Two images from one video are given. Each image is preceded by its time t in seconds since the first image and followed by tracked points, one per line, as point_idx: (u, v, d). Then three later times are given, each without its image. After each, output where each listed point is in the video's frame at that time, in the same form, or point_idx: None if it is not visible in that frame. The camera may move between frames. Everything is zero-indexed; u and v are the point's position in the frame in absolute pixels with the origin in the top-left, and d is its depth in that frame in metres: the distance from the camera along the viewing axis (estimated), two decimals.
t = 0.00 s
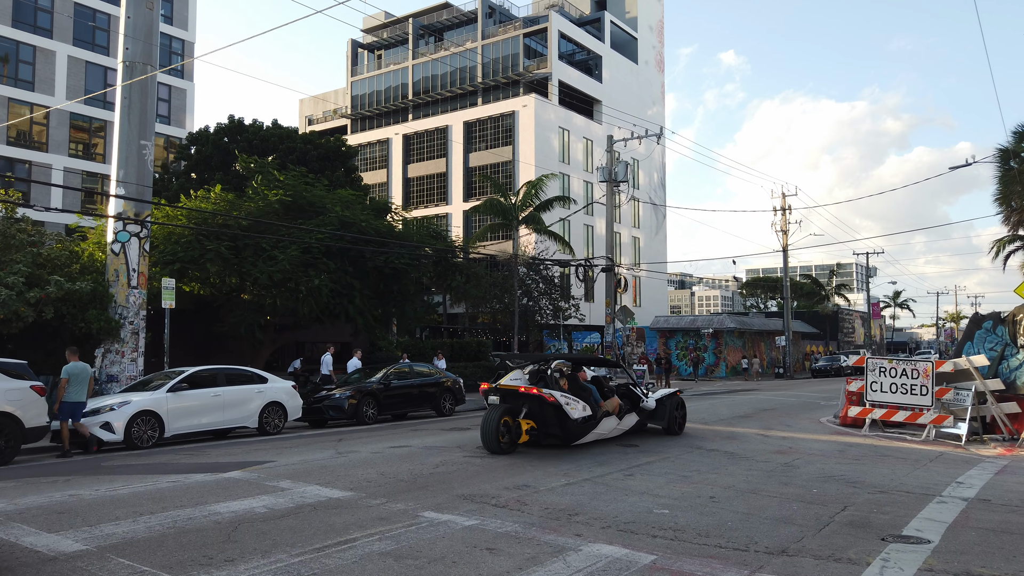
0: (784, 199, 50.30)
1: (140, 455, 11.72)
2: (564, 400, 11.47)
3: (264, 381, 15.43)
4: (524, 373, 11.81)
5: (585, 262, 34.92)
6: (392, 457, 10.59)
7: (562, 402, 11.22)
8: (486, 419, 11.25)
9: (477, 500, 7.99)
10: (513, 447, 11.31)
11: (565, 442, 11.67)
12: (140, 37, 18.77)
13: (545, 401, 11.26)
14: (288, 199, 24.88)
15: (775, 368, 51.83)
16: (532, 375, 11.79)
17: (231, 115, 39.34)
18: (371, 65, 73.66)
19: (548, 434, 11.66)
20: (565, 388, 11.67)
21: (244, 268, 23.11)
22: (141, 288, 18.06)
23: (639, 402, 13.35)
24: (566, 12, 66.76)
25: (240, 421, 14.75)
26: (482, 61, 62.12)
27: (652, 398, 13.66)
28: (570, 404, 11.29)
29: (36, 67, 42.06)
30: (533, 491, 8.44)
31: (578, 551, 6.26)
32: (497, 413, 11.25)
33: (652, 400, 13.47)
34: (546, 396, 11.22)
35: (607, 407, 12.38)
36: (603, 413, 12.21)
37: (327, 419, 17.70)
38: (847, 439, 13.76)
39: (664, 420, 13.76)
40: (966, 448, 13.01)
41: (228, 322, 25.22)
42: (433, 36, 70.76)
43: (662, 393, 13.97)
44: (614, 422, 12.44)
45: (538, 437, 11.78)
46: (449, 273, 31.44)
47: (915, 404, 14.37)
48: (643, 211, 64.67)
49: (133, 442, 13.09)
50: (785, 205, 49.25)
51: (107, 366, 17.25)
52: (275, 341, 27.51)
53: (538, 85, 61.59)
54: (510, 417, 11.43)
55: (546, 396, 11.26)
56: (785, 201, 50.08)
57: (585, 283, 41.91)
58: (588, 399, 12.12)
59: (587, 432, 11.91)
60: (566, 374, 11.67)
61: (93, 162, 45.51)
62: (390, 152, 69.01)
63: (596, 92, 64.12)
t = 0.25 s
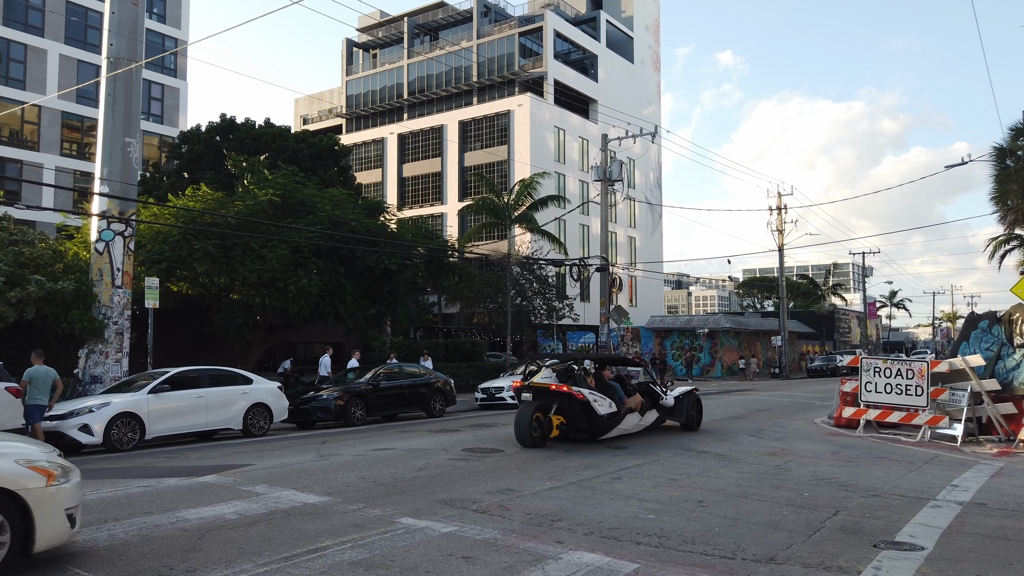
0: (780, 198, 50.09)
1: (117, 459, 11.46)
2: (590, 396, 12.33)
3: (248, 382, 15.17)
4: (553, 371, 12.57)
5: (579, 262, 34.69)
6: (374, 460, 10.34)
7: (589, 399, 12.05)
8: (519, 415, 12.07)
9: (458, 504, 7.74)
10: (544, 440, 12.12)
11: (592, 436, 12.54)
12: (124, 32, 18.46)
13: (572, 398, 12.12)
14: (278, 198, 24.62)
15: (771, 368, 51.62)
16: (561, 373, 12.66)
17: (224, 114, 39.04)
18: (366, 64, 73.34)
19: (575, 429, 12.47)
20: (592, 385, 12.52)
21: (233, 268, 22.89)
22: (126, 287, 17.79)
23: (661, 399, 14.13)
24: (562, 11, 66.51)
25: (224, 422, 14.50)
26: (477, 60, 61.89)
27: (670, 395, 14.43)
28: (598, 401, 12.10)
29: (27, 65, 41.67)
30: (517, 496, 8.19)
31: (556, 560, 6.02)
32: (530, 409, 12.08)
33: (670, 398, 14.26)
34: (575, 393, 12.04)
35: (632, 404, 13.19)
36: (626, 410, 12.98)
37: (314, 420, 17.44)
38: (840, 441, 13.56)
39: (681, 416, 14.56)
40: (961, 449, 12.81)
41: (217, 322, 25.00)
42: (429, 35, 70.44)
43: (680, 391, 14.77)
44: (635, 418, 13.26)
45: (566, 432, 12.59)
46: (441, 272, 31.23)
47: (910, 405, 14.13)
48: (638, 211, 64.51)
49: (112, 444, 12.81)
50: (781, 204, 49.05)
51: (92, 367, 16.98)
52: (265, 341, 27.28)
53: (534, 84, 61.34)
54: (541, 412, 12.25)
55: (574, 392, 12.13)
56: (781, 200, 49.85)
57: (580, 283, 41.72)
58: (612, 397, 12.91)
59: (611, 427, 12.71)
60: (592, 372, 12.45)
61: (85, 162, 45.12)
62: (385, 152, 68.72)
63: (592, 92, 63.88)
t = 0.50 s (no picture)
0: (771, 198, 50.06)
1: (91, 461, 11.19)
2: (608, 394, 13.10)
3: (229, 382, 14.89)
4: (573, 370, 13.34)
5: (569, 261, 34.52)
6: (353, 461, 10.10)
7: (608, 397, 12.79)
8: (542, 411, 12.82)
9: (436, 507, 7.51)
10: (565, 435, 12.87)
11: (610, 432, 13.31)
12: (106, 27, 17.89)
13: (593, 395, 12.94)
14: (264, 196, 24.23)
15: (761, 368, 51.59)
16: (581, 373, 13.41)
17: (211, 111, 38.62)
18: (357, 63, 72.95)
19: (594, 425, 13.25)
20: (610, 383, 13.29)
21: (217, 266, 22.56)
22: (105, 285, 17.47)
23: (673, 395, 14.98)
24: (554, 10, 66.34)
25: (204, 423, 14.23)
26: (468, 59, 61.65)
27: (682, 393, 15.18)
28: (616, 399, 12.85)
29: (12, 62, 41.09)
30: (498, 498, 7.97)
31: (534, 566, 5.81)
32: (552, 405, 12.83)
33: (681, 396, 15.00)
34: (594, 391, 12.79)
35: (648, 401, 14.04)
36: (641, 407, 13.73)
37: (298, 421, 17.18)
38: (828, 441, 13.41)
39: (691, 413, 15.29)
40: (950, 450, 12.67)
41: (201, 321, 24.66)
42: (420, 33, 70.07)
43: (690, 389, 15.50)
44: (649, 414, 14.02)
45: (586, 427, 13.37)
46: (429, 271, 31.01)
47: (899, 404, 14.00)
48: (630, 210, 64.44)
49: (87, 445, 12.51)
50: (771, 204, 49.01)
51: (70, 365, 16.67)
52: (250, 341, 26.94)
53: (525, 83, 61.14)
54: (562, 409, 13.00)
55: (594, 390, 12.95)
56: (771, 200, 49.81)
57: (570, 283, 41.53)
58: (628, 394, 13.67)
59: (628, 423, 13.47)
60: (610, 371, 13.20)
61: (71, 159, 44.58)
62: (376, 150, 68.36)
63: (583, 91, 63.71)
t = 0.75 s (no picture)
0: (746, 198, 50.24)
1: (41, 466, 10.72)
2: (614, 392, 14.03)
3: (191, 384, 14.43)
4: (580, 370, 14.27)
5: (546, 261, 34.32)
6: (315, 467, 9.74)
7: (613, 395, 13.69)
8: (552, 409, 13.72)
9: (396, 517, 7.21)
10: (573, 431, 13.78)
11: (614, 428, 14.22)
12: (67, 16, 17.21)
13: (598, 393, 13.91)
14: (233, 193, 23.60)
15: (736, 368, 51.81)
16: (587, 372, 14.34)
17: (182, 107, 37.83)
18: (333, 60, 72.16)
19: (600, 422, 14.15)
20: (615, 382, 14.22)
21: (184, 265, 21.98)
22: (65, 283, 16.90)
23: (672, 394, 15.92)
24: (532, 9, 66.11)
25: (165, 426, 13.78)
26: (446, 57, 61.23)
27: (679, 392, 16.08)
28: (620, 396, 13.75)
29: None
30: (461, 506, 7.69)
31: None
32: (561, 403, 13.74)
33: (678, 394, 15.92)
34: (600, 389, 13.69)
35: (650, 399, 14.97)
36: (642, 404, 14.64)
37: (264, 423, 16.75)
38: (801, 443, 13.31)
39: (687, 411, 16.21)
40: (923, 452, 12.60)
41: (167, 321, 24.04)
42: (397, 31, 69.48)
43: (686, 388, 16.41)
44: (650, 411, 14.94)
45: (592, 424, 14.27)
46: (403, 269, 30.59)
47: (873, 406, 13.92)
48: (607, 210, 64.45)
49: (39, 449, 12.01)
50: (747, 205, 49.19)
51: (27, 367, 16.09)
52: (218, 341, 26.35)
53: (503, 81, 60.84)
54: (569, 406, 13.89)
55: (600, 388, 13.93)
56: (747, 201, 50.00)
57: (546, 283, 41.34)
58: (631, 392, 14.60)
59: (631, 420, 14.38)
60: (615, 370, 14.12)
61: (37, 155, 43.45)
62: (352, 148, 67.62)
63: (561, 90, 63.57)
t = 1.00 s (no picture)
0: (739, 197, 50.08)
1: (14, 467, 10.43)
2: (630, 387, 14.71)
3: (174, 382, 14.14)
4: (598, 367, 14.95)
5: (537, 259, 34.10)
6: (295, 467, 9.50)
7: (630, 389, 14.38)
8: (571, 403, 14.42)
9: (372, 518, 6.96)
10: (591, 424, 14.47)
11: (630, 421, 14.90)
12: (47, 9, 16.92)
13: (616, 388, 14.55)
14: (219, 189, 23.45)
15: (729, 367, 51.71)
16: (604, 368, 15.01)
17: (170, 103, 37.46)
18: (325, 58, 71.76)
19: (617, 416, 14.84)
20: (631, 378, 14.89)
21: (169, 262, 21.67)
22: (46, 281, 16.59)
23: (682, 390, 16.62)
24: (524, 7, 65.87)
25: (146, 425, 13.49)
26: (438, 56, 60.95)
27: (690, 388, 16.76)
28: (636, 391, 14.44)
29: None
30: (441, 507, 7.46)
31: None
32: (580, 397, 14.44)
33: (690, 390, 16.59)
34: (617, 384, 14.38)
35: (663, 394, 15.70)
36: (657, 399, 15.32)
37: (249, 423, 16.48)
38: (793, 441, 13.12)
39: (698, 406, 16.88)
40: (915, 451, 12.40)
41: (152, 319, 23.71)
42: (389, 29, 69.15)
43: (697, 384, 17.08)
44: (664, 406, 15.62)
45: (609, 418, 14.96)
46: (392, 268, 30.42)
47: (865, 404, 13.73)
48: (600, 209, 64.29)
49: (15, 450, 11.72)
50: (740, 204, 49.06)
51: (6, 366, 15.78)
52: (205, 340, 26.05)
53: (496, 80, 60.58)
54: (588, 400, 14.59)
55: (618, 383, 14.60)
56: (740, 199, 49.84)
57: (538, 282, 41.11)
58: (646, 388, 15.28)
59: (646, 414, 15.06)
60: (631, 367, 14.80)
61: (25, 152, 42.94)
62: (344, 147, 67.27)
63: (554, 89, 63.34)
